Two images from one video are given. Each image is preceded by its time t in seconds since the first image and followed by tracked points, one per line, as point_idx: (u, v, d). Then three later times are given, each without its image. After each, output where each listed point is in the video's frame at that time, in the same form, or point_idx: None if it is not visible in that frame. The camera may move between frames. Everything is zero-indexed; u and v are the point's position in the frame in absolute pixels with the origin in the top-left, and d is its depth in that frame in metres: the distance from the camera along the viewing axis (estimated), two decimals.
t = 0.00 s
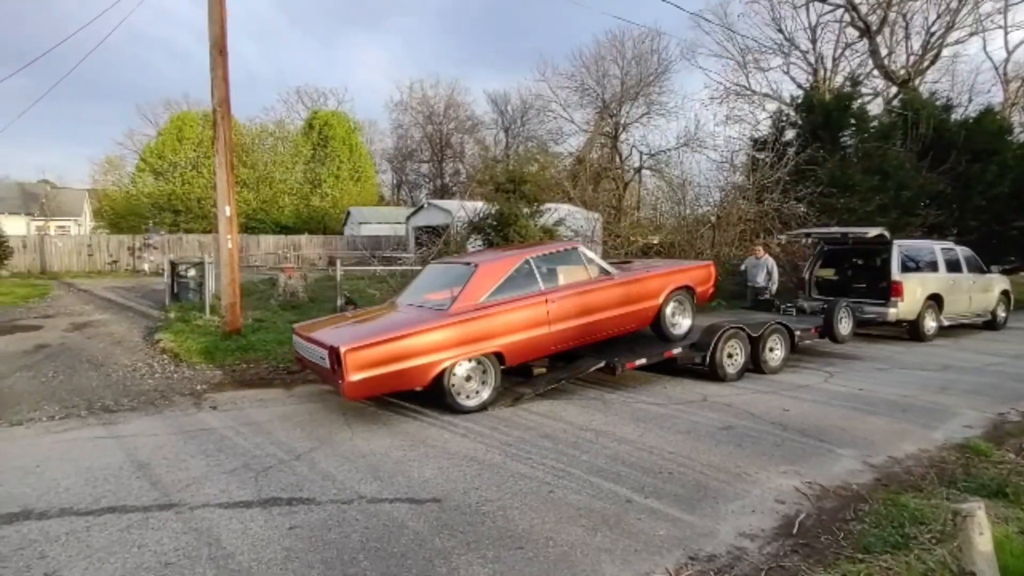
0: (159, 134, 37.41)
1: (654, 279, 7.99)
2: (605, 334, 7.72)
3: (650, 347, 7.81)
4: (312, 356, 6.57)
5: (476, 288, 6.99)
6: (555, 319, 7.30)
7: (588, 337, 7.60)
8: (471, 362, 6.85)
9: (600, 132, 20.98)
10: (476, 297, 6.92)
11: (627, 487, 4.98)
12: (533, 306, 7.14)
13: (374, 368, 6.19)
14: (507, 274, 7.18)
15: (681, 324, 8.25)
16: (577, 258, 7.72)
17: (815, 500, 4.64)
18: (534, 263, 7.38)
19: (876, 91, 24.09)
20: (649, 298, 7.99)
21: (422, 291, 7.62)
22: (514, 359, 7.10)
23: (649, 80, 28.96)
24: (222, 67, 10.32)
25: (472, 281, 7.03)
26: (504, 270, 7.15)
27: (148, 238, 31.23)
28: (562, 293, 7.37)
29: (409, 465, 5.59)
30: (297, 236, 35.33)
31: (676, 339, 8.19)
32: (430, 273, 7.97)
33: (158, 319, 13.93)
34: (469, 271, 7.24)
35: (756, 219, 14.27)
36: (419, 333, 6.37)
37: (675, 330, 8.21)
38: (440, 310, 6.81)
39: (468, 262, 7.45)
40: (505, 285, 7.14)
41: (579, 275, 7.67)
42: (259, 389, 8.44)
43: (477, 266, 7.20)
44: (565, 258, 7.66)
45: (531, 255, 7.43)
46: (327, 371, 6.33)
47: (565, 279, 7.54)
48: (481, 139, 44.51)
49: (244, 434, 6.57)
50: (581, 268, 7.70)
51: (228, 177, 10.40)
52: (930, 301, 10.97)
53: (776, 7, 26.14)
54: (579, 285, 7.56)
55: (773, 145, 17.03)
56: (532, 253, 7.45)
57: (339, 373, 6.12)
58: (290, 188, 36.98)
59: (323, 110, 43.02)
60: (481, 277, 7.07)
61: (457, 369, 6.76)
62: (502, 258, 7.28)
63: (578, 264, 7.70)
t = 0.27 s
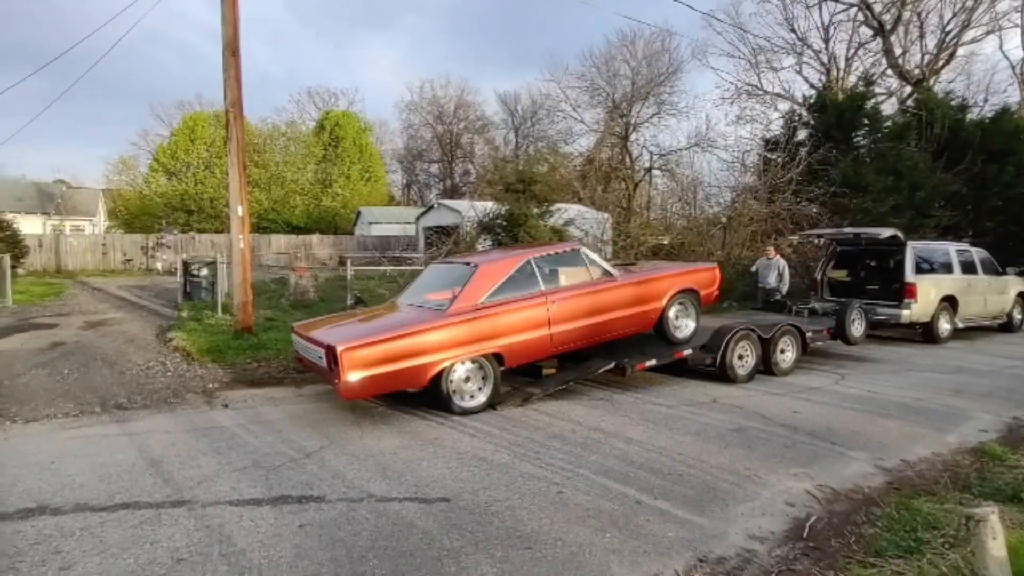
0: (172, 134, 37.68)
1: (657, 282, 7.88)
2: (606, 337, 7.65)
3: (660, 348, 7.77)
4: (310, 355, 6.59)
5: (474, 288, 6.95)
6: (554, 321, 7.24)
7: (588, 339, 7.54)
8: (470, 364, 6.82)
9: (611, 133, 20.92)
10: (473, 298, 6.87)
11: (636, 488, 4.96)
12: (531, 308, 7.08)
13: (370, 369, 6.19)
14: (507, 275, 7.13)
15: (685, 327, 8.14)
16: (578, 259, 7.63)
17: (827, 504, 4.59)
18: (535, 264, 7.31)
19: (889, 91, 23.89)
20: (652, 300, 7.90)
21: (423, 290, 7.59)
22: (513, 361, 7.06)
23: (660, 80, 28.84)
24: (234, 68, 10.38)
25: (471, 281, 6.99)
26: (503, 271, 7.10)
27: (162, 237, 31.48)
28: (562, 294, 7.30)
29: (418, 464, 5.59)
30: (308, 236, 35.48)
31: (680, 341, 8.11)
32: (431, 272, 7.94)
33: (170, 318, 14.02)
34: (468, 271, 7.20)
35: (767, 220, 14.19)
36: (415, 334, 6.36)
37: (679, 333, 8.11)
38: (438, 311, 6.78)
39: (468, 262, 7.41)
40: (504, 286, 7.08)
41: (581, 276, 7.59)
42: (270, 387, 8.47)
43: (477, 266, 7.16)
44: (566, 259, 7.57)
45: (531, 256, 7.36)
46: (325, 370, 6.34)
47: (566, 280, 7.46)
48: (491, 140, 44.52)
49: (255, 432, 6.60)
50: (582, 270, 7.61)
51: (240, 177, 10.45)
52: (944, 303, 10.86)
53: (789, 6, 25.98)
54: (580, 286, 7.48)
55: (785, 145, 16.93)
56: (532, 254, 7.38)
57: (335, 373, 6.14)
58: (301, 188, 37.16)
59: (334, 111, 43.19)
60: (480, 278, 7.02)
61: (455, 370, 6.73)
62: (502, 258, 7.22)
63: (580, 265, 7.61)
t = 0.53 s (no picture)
0: (187, 135, 38.00)
1: (660, 285, 7.83)
2: (607, 339, 7.59)
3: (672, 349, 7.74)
4: (308, 355, 6.54)
5: (475, 289, 6.91)
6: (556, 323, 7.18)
7: (590, 342, 7.47)
8: (470, 366, 6.77)
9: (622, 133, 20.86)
10: (473, 298, 6.83)
11: (647, 489, 4.94)
12: (533, 309, 7.02)
13: (368, 369, 6.12)
14: (507, 276, 7.09)
15: (689, 329, 8.13)
16: (580, 260, 7.59)
17: (840, 507, 4.55)
18: (536, 265, 7.28)
19: (905, 90, 23.69)
20: (655, 303, 7.84)
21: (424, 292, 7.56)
22: (514, 362, 7.00)
23: (672, 80, 28.71)
24: (249, 69, 10.44)
25: (472, 282, 6.96)
26: (504, 272, 7.05)
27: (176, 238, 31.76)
28: (565, 296, 7.25)
29: (429, 463, 5.60)
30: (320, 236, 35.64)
31: (683, 344, 8.05)
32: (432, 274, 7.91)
33: (185, 317, 14.13)
34: (469, 272, 7.16)
35: (780, 220, 14.07)
36: (414, 334, 6.30)
37: (682, 335, 8.07)
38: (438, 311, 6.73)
39: (469, 263, 7.38)
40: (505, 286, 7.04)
41: (583, 277, 7.55)
42: (283, 386, 8.51)
43: (477, 267, 7.12)
44: (568, 259, 7.54)
45: (532, 258, 7.32)
46: (322, 370, 6.29)
47: (568, 281, 7.42)
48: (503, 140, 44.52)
49: (268, 430, 6.63)
50: (584, 271, 7.58)
51: (254, 178, 10.52)
52: (961, 304, 10.74)
53: (803, 5, 25.81)
54: (581, 288, 7.43)
55: (798, 146, 16.84)
56: (534, 255, 7.34)
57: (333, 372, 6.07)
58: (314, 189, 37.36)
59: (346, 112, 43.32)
60: (480, 279, 6.98)
61: (456, 372, 6.69)
62: (503, 259, 7.19)
63: (582, 266, 7.58)
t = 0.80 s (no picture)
0: (206, 136, 38.40)
1: (665, 287, 7.74)
2: (611, 341, 7.52)
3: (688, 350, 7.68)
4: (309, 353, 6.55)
5: (476, 289, 6.87)
6: (559, 324, 7.12)
7: (593, 344, 7.41)
8: (470, 366, 6.71)
9: (636, 133, 20.76)
10: (475, 298, 6.79)
11: (661, 490, 4.90)
12: (535, 310, 6.97)
13: (366, 368, 6.12)
14: (509, 276, 7.04)
15: (695, 332, 8.03)
16: (585, 261, 7.51)
17: (858, 511, 4.49)
18: (541, 266, 7.23)
19: (927, 88, 23.37)
20: (660, 306, 7.75)
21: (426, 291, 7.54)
22: (515, 363, 6.95)
23: (689, 79, 28.53)
24: (267, 71, 10.52)
25: (473, 282, 6.92)
26: (506, 273, 7.02)
27: (196, 237, 32.08)
28: (567, 297, 7.19)
29: (443, 462, 5.60)
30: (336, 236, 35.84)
31: (688, 347, 7.94)
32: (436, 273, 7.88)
33: (203, 315, 14.27)
34: (471, 272, 7.13)
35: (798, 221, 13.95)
36: (414, 333, 6.28)
37: (688, 339, 7.97)
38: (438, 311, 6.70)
39: (471, 263, 7.34)
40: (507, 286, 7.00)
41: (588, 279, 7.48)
42: (299, 384, 8.56)
43: (480, 267, 7.08)
44: (573, 261, 7.46)
45: (536, 258, 7.27)
46: (321, 368, 6.29)
47: (572, 283, 7.35)
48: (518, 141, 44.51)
49: (285, 427, 6.67)
50: (589, 272, 7.50)
51: (272, 179, 10.60)
52: (984, 307, 10.57)
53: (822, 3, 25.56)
54: (585, 289, 7.36)
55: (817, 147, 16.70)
56: (537, 255, 7.29)
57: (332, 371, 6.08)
58: (330, 189, 37.59)
59: (362, 112, 43.48)
60: (482, 279, 6.94)
61: (456, 372, 6.64)
62: (506, 260, 7.14)
63: (587, 267, 7.50)
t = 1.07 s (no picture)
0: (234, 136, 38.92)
1: (677, 289, 7.57)
2: (620, 343, 7.39)
3: (710, 351, 7.60)
4: (314, 350, 6.58)
5: (481, 288, 6.79)
6: (566, 325, 7.01)
7: (602, 346, 7.29)
8: (475, 365, 6.65)
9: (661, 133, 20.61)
10: (480, 298, 6.72)
11: (680, 492, 4.85)
12: (541, 310, 6.87)
13: (368, 367, 6.11)
14: (516, 276, 6.95)
15: (708, 336, 7.82)
16: (594, 261, 7.41)
17: (882, 517, 4.40)
18: (549, 266, 7.12)
19: (962, 85, 22.87)
20: (672, 308, 7.59)
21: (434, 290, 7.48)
22: (521, 364, 6.87)
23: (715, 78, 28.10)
24: (292, 72, 10.58)
25: (478, 281, 6.84)
26: (513, 272, 6.93)
27: (223, 236, 32.49)
28: (575, 298, 7.07)
29: (461, 460, 5.59)
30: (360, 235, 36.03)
31: (701, 351, 7.76)
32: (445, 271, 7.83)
33: (230, 313, 14.45)
34: (477, 271, 7.05)
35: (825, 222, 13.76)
36: (416, 332, 6.24)
37: (701, 342, 7.77)
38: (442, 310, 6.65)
39: (479, 261, 7.27)
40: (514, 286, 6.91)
41: (597, 280, 7.36)
42: (323, 381, 8.62)
43: (486, 266, 7.01)
44: (582, 261, 7.35)
45: (544, 258, 7.16)
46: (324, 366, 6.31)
47: (580, 284, 7.23)
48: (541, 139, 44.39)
49: (307, 423, 6.72)
50: (597, 272, 7.38)
51: (297, 179, 10.70)
52: (1018, 310, 10.33)
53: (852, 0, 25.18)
54: (594, 290, 7.23)
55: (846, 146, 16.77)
56: (545, 255, 7.18)
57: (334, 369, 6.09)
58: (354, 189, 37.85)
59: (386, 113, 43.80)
60: (488, 279, 6.86)
61: (459, 371, 6.59)
62: (513, 259, 7.06)
63: (596, 267, 7.39)
